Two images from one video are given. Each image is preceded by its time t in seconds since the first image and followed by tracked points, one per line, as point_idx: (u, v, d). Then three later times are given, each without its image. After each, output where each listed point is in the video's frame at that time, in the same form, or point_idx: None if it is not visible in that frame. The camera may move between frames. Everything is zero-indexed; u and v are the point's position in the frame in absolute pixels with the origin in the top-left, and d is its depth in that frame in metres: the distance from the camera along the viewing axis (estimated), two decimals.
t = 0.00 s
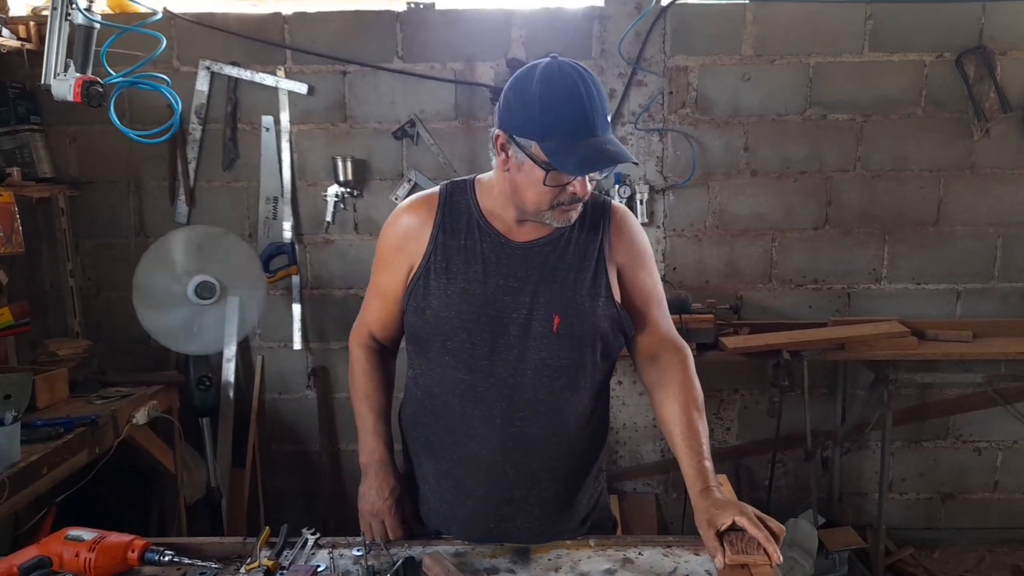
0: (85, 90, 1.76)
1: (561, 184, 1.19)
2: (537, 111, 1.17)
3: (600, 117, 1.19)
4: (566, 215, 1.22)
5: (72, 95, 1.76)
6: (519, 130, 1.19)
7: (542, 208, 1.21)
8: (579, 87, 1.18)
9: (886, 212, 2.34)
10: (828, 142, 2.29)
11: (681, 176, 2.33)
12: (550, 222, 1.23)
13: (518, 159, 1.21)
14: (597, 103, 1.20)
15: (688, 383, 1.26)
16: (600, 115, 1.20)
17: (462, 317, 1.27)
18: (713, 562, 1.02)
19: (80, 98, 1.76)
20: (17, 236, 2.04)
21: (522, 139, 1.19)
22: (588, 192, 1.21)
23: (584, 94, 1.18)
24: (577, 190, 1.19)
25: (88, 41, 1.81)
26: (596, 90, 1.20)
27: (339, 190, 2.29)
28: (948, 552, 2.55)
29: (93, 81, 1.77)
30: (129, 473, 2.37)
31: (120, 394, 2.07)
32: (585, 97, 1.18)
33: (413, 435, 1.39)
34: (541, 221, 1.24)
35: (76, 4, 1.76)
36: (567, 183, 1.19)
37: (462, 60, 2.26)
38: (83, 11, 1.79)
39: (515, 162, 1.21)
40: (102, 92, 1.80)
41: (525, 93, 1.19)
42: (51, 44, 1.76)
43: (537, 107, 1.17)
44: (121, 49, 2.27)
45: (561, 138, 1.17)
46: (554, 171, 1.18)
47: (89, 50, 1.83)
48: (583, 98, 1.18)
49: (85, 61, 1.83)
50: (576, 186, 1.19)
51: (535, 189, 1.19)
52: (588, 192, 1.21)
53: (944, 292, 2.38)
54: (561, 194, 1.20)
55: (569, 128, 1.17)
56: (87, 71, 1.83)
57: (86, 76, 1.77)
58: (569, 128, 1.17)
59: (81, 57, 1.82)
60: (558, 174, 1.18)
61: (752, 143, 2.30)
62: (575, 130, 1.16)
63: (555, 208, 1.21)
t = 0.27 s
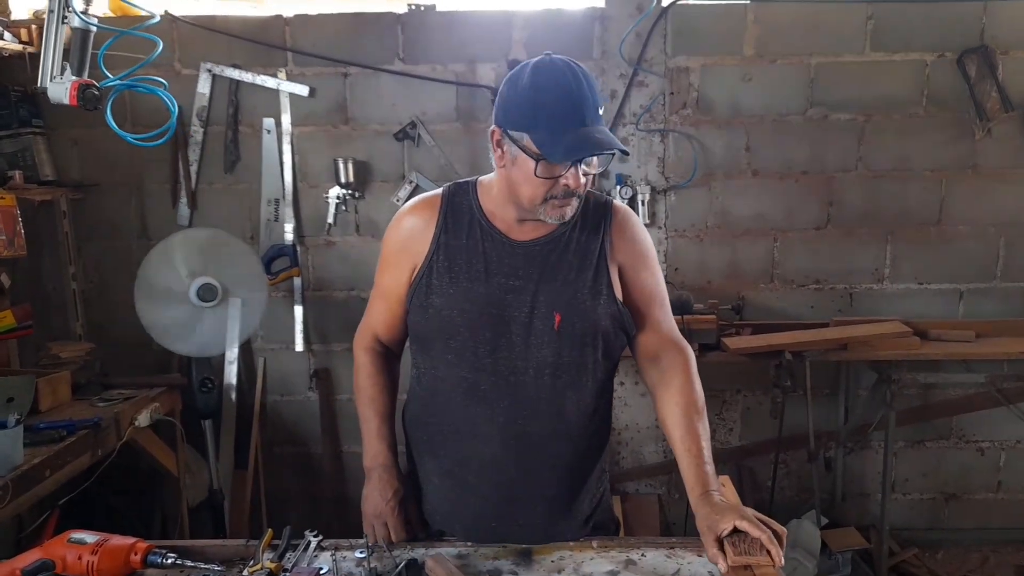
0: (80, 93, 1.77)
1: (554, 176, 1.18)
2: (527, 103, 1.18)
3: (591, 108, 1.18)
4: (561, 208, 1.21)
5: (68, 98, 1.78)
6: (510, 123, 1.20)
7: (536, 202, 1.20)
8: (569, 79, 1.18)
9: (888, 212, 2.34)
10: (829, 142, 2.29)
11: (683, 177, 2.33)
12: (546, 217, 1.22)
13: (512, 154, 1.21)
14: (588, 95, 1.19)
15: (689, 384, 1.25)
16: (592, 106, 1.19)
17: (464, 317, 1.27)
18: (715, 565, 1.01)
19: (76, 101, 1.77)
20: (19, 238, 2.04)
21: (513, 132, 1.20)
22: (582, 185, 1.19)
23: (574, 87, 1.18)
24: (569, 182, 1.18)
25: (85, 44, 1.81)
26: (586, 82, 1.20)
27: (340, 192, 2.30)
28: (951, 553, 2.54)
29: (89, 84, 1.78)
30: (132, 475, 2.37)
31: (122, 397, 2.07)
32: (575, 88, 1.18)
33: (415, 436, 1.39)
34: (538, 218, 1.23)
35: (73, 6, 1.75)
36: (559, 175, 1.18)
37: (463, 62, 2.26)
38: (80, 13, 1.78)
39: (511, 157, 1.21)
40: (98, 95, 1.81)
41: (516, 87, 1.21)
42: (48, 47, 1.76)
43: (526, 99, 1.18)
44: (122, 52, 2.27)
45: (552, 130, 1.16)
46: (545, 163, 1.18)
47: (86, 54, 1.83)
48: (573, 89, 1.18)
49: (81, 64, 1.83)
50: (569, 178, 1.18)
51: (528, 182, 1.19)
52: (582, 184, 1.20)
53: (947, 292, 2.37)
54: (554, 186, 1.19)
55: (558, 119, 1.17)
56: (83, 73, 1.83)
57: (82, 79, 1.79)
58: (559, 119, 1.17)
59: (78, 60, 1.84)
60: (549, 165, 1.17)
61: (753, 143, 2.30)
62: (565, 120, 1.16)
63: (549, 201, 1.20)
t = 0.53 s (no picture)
0: (83, 99, 1.78)
1: (541, 164, 1.20)
2: (512, 96, 1.22)
3: (574, 100, 1.22)
4: (551, 199, 1.22)
5: (70, 104, 1.79)
6: (497, 117, 1.23)
7: (526, 193, 1.22)
8: (552, 73, 1.23)
9: (886, 216, 2.35)
10: (827, 146, 2.30)
11: (682, 181, 2.34)
12: (537, 210, 1.22)
13: (500, 147, 1.24)
14: (572, 89, 1.24)
15: (687, 384, 1.26)
16: (574, 98, 1.23)
17: (462, 317, 1.28)
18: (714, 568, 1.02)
19: (78, 107, 1.78)
20: (20, 243, 2.05)
21: (500, 125, 1.23)
22: (569, 174, 1.21)
23: (556, 79, 1.22)
24: (556, 170, 1.20)
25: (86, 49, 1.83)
26: (569, 77, 1.25)
27: (341, 196, 2.31)
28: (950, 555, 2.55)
29: (91, 90, 1.79)
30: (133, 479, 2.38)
31: (123, 400, 2.08)
32: (558, 81, 1.22)
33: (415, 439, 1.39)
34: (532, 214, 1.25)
35: (76, 13, 1.77)
36: (546, 164, 1.20)
37: (463, 67, 2.27)
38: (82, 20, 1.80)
39: (500, 151, 1.24)
40: (99, 101, 1.82)
41: (503, 84, 1.26)
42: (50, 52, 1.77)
43: (510, 93, 1.22)
44: (124, 58, 2.28)
45: (536, 120, 1.20)
46: (531, 151, 1.20)
47: (88, 58, 1.86)
48: (557, 83, 1.22)
49: (83, 68, 1.87)
50: (555, 166, 1.20)
51: (516, 173, 1.22)
52: (570, 173, 1.21)
53: (945, 295, 2.38)
54: (541, 175, 1.21)
55: (542, 110, 1.20)
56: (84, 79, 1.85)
57: (84, 85, 1.80)
58: (543, 109, 1.20)
59: (79, 66, 1.86)
60: (535, 154, 1.20)
61: (752, 148, 2.31)
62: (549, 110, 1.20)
63: (539, 191, 1.21)
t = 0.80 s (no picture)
0: (88, 100, 1.78)
1: (527, 149, 1.22)
2: (493, 85, 1.25)
3: (554, 82, 1.24)
4: (540, 185, 1.22)
5: (76, 105, 1.79)
6: (481, 108, 1.26)
7: (514, 181, 1.24)
8: (531, 58, 1.25)
9: (886, 214, 2.34)
10: (827, 145, 2.30)
11: (681, 180, 2.34)
12: (527, 197, 1.23)
13: (487, 138, 1.27)
14: (551, 71, 1.25)
15: (687, 384, 1.25)
16: (555, 80, 1.25)
17: (458, 317, 1.29)
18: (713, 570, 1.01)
19: (84, 108, 1.78)
20: (20, 244, 2.04)
21: (485, 116, 1.26)
22: (555, 156, 1.22)
23: (534, 64, 1.24)
24: (541, 153, 1.21)
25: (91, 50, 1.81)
26: (549, 61, 1.26)
27: (340, 197, 2.31)
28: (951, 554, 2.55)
29: (96, 91, 1.79)
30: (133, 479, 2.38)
31: (123, 402, 2.08)
32: (536, 65, 1.24)
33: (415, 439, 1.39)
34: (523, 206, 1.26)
35: (79, 14, 1.75)
36: (531, 148, 1.22)
37: (462, 67, 2.27)
38: (87, 20, 1.77)
39: (488, 142, 1.27)
40: (105, 101, 1.82)
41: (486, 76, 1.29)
42: (55, 54, 1.76)
43: (491, 84, 1.25)
44: (123, 59, 2.28)
45: (518, 105, 1.22)
46: (515, 137, 1.22)
47: (93, 61, 1.84)
48: (535, 67, 1.24)
49: (89, 71, 1.84)
50: (541, 150, 1.21)
51: (504, 161, 1.24)
52: (555, 155, 1.22)
53: (945, 293, 2.38)
54: (528, 160, 1.22)
55: (522, 94, 1.23)
56: (89, 80, 1.84)
57: (89, 86, 1.80)
58: (524, 94, 1.23)
59: (84, 67, 1.83)
60: (519, 139, 1.22)
61: (752, 147, 2.30)
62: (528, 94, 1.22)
63: (528, 176, 1.23)
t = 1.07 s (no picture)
0: (95, 101, 1.77)
1: (518, 142, 1.22)
2: (483, 81, 1.26)
3: (543, 76, 1.25)
4: (531, 178, 1.22)
5: (83, 106, 1.77)
6: (472, 104, 1.27)
7: (506, 175, 1.23)
8: (520, 53, 1.26)
9: (888, 214, 2.33)
10: (828, 145, 2.29)
11: (682, 180, 2.33)
12: (519, 191, 1.22)
13: (478, 135, 1.28)
14: (541, 66, 1.26)
15: (686, 386, 1.24)
16: (544, 75, 1.26)
17: (454, 319, 1.28)
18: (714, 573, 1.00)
19: (91, 109, 1.77)
20: (18, 245, 2.03)
21: (476, 112, 1.27)
22: (546, 149, 1.22)
23: (524, 59, 1.25)
24: (532, 146, 1.21)
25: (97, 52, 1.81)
26: (538, 56, 1.28)
27: (339, 197, 2.30)
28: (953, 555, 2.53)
29: (103, 92, 1.78)
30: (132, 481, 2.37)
31: (121, 403, 2.07)
32: (526, 60, 1.25)
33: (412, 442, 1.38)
34: (516, 202, 1.25)
35: (85, 14, 1.75)
36: (522, 141, 1.22)
37: (462, 66, 2.26)
38: (92, 21, 1.78)
39: (480, 138, 1.27)
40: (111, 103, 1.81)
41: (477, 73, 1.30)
42: (61, 53, 1.76)
43: (481, 80, 1.26)
44: (122, 59, 2.28)
45: (507, 99, 1.23)
46: (505, 131, 1.23)
47: (99, 62, 1.83)
48: (525, 61, 1.25)
49: (95, 72, 1.83)
50: (531, 143, 1.22)
51: (495, 156, 1.24)
52: (546, 148, 1.22)
53: (947, 293, 2.37)
54: (519, 154, 1.22)
55: (512, 88, 1.24)
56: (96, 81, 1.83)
57: (96, 87, 1.79)
58: (513, 87, 1.24)
59: (91, 68, 1.83)
60: (510, 132, 1.22)
61: (752, 147, 2.29)
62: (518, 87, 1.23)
63: (520, 170, 1.22)
